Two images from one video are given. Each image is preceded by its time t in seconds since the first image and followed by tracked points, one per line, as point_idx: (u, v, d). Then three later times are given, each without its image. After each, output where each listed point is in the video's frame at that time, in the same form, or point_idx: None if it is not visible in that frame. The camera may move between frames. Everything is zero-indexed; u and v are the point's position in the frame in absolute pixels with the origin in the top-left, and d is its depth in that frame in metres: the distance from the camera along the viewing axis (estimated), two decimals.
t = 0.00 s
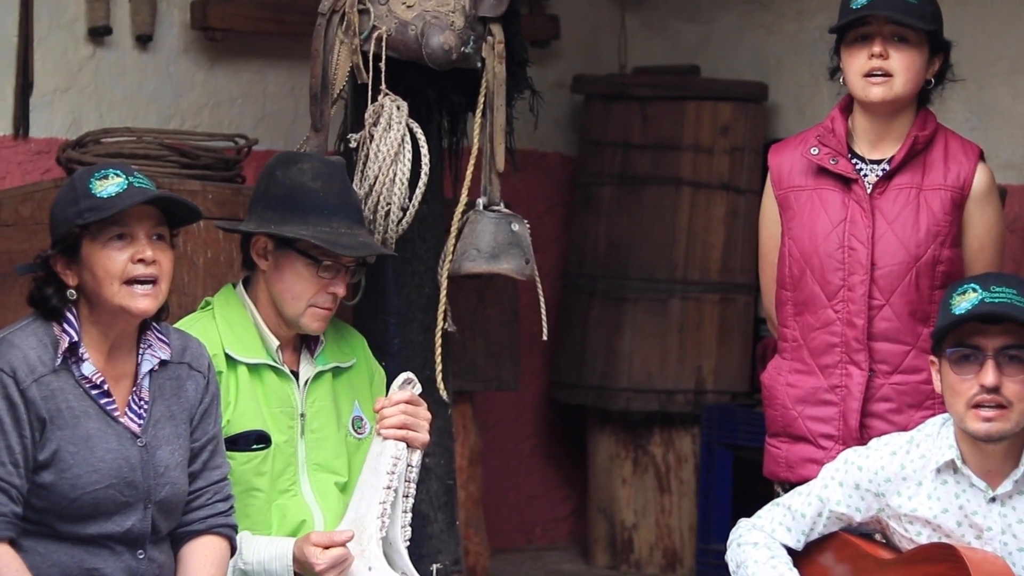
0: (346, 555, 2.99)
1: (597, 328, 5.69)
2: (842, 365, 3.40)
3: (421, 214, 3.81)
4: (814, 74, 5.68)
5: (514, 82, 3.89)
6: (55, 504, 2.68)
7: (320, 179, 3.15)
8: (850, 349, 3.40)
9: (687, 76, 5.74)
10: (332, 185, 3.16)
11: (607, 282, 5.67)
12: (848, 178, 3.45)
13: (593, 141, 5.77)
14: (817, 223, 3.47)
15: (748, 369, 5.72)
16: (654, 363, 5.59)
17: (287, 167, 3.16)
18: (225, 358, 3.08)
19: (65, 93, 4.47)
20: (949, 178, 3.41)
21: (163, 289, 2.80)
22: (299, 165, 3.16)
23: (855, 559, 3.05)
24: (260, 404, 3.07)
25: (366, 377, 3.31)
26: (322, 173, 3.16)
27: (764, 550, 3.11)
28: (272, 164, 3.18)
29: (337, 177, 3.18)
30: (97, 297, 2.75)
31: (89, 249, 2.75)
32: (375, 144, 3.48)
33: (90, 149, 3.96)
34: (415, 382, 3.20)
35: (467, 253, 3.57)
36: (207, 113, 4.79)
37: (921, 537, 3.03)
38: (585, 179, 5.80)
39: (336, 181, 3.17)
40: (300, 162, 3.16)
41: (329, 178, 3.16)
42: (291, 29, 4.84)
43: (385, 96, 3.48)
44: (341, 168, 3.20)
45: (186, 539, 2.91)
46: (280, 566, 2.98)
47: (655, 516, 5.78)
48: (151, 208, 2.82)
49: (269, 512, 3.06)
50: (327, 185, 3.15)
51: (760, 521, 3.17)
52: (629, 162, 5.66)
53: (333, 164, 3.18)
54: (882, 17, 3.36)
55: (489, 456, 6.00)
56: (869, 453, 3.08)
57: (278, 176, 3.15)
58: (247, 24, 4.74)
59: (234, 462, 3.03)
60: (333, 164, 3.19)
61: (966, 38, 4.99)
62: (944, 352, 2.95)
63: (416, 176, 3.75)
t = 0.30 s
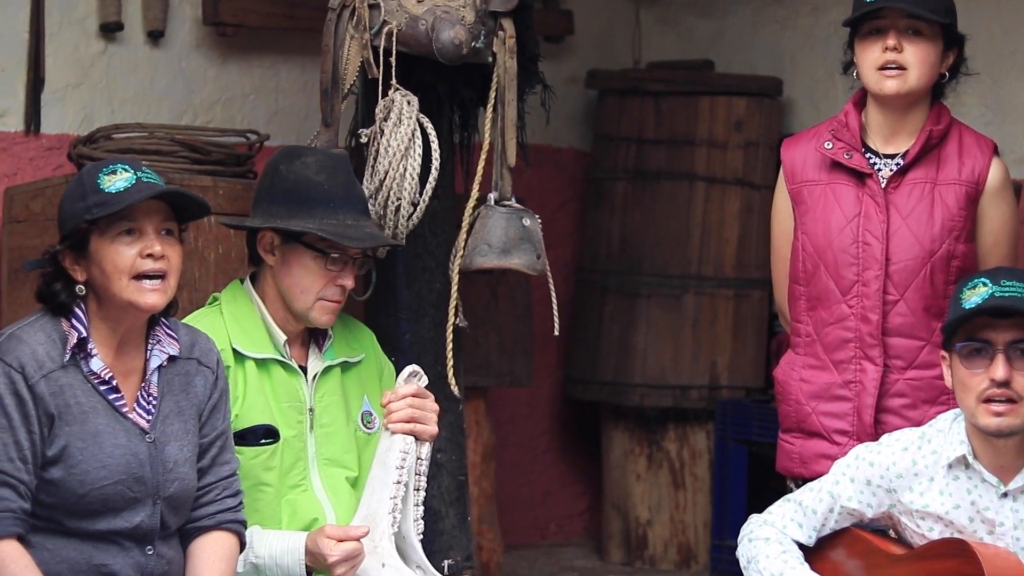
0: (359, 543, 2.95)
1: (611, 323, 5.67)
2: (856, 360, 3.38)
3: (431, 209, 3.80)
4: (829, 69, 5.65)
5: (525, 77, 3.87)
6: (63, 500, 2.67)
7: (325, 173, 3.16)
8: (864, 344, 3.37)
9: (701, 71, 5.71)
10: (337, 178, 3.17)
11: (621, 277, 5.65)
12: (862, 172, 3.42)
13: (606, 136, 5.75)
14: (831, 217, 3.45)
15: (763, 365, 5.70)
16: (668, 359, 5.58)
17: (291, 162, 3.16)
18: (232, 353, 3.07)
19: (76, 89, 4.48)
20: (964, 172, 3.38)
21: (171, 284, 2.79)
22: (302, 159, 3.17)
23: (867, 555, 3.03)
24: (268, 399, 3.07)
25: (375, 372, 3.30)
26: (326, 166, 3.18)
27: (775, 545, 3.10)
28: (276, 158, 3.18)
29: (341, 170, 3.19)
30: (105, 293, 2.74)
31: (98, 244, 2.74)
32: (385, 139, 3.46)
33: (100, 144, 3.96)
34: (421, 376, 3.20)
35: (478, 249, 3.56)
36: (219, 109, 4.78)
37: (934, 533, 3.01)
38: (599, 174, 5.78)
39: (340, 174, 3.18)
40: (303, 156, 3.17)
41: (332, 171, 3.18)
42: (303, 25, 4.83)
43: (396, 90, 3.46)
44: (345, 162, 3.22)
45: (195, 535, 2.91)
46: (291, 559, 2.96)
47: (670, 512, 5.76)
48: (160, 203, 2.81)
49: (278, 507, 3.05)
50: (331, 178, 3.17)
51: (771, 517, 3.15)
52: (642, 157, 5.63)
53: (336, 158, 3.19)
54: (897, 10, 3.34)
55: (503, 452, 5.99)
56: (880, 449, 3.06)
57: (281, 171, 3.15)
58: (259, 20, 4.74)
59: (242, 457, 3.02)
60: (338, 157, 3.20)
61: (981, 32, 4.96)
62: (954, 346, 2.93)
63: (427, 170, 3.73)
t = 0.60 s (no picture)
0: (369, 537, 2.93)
1: (625, 316, 5.64)
2: (874, 354, 3.35)
3: (440, 201, 3.78)
4: (842, 60, 5.60)
5: (534, 67, 3.85)
6: (69, 494, 2.66)
7: (326, 161, 3.14)
8: (882, 337, 3.34)
9: (714, 62, 5.68)
10: (337, 166, 3.15)
11: (635, 270, 5.62)
12: (878, 163, 3.39)
13: (619, 128, 5.72)
14: (846, 209, 3.41)
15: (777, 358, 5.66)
16: (682, 352, 5.55)
17: (292, 153, 3.14)
18: (239, 346, 3.05)
19: (86, 82, 4.47)
20: (980, 164, 3.37)
21: (177, 276, 2.78)
22: (302, 149, 3.15)
23: (880, 549, 3.01)
24: (276, 392, 3.05)
25: (384, 366, 3.29)
26: (327, 155, 3.15)
27: (785, 536, 3.07)
28: (276, 151, 3.17)
29: (342, 158, 3.17)
30: (111, 285, 2.73)
31: (103, 236, 2.72)
32: (393, 130, 3.44)
33: (110, 137, 3.95)
34: (429, 367, 3.18)
35: (487, 241, 3.53)
36: (229, 102, 4.77)
37: (947, 527, 2.97)
38: (612, 166, 5.75)
39: (341, 162, 3.16)
40: (303, 146, 3.15)
41: (333, 159, 3.15)
42: (313, 17, 4.81)
43: (404, 82, 3.45)
44: (345, 150, 3.19)
45: (202, 529, 2.89)
46: (300, 557, 2.94)
47: (685, 507, 5.73)
48: (166, 194, 2.79)
49: (287, 501, 3.03)
50: (332, 166, 3.14)
51: (783, 509, 3.13)
52: (655, 149, 5.61)
53: (336, 146, 3.17)
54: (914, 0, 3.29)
55: (517, 447, 5.96)
56: (891, 443, 3.03)
57: (282, 162, 3.14)
58: (270, 12, 4.72)
59: (250, 450, 3.01)
60: (337, 144, 3.18)
61: (994, 23, 4.91)
62: (963, 337, 2.90)
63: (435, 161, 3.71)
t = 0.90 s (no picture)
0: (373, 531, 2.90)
1: (638, 306, 5.60)
2: (891, 344, 3.30)
3: (448, 190, 3.74)
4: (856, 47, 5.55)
5: (542, 55, 3.82)
6: (71, 487, 2.63)
7: (324, 148, 3.11)
8: (899, 327, 3.30)
9: (726, 50, 5.63)
10: (337, 153, 3.12)
11: (648, 260, 5.58)
12: (892, 150, 3.34)
13: (631, 116, 5.67)
14: (860, 197, 3.36)
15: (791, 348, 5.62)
16: (696, 343, 5.51)
17: (292, 141, 3.11)
18: (244, 337, 3.03)
19: (94, 72, 4.45)
20: (993, 151, 3.34)
21: (180, 266, 2.74)
22: (301, 137, 3.12)
23: (892, 542, 2.97)
24: (280, 383, 3.02)
25: (390, 357, 3.26)
26: (325, 142, 3.12)
27: (795, 529, 3.04)
28: (274, 140, 3.14)
29: (341, 145, 3.14)
30: (113, 275, 2.69)
31: (106, 226, 2.69)
32: (399, 119, 3.42)
33: (116, 127, 3.92)
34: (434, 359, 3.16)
35: (495, 230, 3.50)
36: (238, 91, 4.74)
37: (959, 520, 2.93)
38: (624, 155, 5.70)
39: (340, 149, 3.13)
40: (301, 134, 3.12)
41: (332, 147, 3.12)
42: (322, 5, 4.78)
43: (410, 70, 3.42)
44: (344, 137, 3.16)
45: (206, 523, 2.86)
46: (303, 552, 2.90)
47: (699, 499, 5.69)
48: (169, 183, 2.75)
49: (292, 493, 3.01)
50: (331, 152, 3.11)
51: (793, 502, 3.09)
52: (668, 138, 5.56)
53: (335, 132, 3.14)
54: None
55: (530, 438, 5.93)
56: (901, 434, 2.99)
57: (282, 150, 3.11)
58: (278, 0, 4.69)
59: (254, 443, 2.99)
60: (335, 132, 3.15)
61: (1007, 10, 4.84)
62: (974, 327, 2.85)
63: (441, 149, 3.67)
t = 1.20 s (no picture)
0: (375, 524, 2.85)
1: (648, 295, 5.54)
2: (901, 333, 3.24)
3: (453, 177, 3.68)
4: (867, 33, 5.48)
5: (548, 40, 3.76)
6: (68, 481, 2.58)
7: (323, 135, 3.05)
8: (909, 315, 3.24)
9: (736, 35, 5.56)
10: (336, 139, 3.06)
11: (658, 248, 5.52)
12: (900, 136, 3.28)
13: (640, 103, 5.61)
14: (869, 184, 3.30)
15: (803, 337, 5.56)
16: (706, 332, 5.45)
17: (290, 128, 3.06)
18: (244, 328, 2.98)
19: (95, 59, 4.40)
20: (1004, 136, 3.28)
21: (180, 255, 2.69)
22: (299, 124, 3.06)
23: (904, 535, 2.92)
24: (281, 374, 2.98)
25: (394, 348, 3.21)
26: (324, 128, 3.07)
27: (806, 523, 2.99)
28: (273, 127, 3.09)
29: (339, 131, 3.08)
30: (111, 264, 2.64)
31: (104, 215, 2.64)
32: (403, 106, 3.35)
33: (116, 114, 3.86)
34: (440, 348, 3.06)
35: (501, 219, 3.44)
36: (242, 79, 4.69)
37: (972, 512, 2.88)
38: (633, 143, 5.64)
39: (338, 135, 3.07)
40: (299, 121, 3.06)
41: (331, 133, 3.07)
42: None
43: (414, 56, 3.37)
44: (342, 122, 3.11)
45: (206, 516, 2.82)
46: (307, 548, 2.86)
47: (710, 491, 5.64)
48: (167, 171, 2.70)
49: (293, 486, 2.96)
50: (330, 139, 3.06)
51: (803, 495, 3.05)
52: (677, 125, 5.50)
53: (332, 118, 3.08)
54: None
55: (539, 429, 5.88)
56: (913, 425, 2.93)
57: (280, 138, 3.05)
58: None
59: (255, 435, 2.94)
60: (333, 118, 3.09)
61: None
62: (986, 316, 2.79)
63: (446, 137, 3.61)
